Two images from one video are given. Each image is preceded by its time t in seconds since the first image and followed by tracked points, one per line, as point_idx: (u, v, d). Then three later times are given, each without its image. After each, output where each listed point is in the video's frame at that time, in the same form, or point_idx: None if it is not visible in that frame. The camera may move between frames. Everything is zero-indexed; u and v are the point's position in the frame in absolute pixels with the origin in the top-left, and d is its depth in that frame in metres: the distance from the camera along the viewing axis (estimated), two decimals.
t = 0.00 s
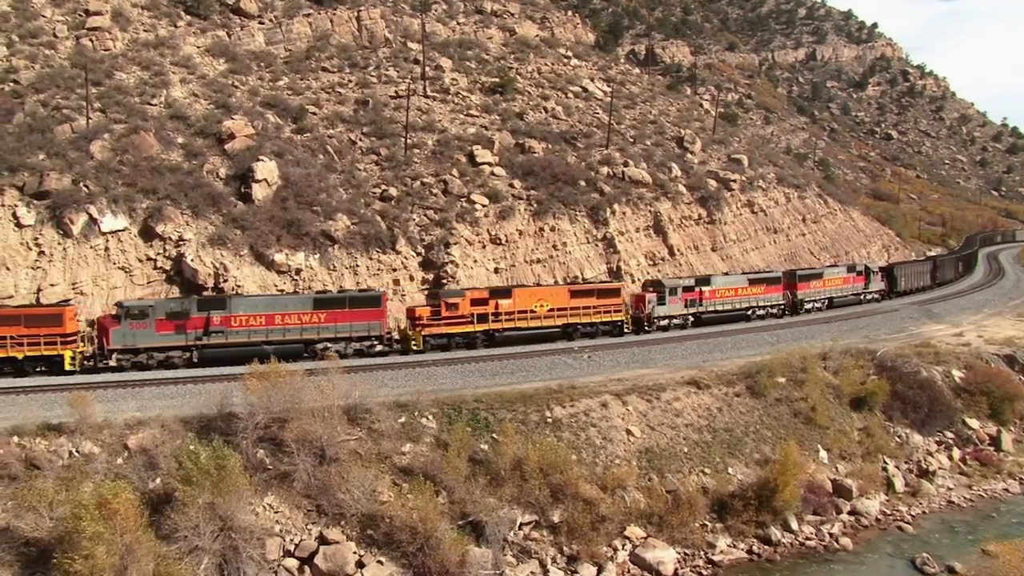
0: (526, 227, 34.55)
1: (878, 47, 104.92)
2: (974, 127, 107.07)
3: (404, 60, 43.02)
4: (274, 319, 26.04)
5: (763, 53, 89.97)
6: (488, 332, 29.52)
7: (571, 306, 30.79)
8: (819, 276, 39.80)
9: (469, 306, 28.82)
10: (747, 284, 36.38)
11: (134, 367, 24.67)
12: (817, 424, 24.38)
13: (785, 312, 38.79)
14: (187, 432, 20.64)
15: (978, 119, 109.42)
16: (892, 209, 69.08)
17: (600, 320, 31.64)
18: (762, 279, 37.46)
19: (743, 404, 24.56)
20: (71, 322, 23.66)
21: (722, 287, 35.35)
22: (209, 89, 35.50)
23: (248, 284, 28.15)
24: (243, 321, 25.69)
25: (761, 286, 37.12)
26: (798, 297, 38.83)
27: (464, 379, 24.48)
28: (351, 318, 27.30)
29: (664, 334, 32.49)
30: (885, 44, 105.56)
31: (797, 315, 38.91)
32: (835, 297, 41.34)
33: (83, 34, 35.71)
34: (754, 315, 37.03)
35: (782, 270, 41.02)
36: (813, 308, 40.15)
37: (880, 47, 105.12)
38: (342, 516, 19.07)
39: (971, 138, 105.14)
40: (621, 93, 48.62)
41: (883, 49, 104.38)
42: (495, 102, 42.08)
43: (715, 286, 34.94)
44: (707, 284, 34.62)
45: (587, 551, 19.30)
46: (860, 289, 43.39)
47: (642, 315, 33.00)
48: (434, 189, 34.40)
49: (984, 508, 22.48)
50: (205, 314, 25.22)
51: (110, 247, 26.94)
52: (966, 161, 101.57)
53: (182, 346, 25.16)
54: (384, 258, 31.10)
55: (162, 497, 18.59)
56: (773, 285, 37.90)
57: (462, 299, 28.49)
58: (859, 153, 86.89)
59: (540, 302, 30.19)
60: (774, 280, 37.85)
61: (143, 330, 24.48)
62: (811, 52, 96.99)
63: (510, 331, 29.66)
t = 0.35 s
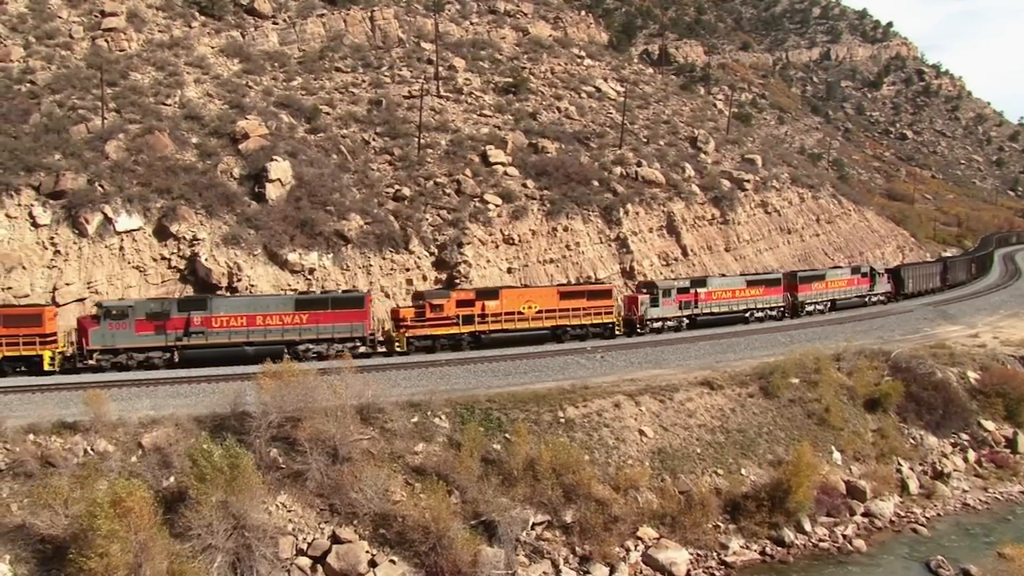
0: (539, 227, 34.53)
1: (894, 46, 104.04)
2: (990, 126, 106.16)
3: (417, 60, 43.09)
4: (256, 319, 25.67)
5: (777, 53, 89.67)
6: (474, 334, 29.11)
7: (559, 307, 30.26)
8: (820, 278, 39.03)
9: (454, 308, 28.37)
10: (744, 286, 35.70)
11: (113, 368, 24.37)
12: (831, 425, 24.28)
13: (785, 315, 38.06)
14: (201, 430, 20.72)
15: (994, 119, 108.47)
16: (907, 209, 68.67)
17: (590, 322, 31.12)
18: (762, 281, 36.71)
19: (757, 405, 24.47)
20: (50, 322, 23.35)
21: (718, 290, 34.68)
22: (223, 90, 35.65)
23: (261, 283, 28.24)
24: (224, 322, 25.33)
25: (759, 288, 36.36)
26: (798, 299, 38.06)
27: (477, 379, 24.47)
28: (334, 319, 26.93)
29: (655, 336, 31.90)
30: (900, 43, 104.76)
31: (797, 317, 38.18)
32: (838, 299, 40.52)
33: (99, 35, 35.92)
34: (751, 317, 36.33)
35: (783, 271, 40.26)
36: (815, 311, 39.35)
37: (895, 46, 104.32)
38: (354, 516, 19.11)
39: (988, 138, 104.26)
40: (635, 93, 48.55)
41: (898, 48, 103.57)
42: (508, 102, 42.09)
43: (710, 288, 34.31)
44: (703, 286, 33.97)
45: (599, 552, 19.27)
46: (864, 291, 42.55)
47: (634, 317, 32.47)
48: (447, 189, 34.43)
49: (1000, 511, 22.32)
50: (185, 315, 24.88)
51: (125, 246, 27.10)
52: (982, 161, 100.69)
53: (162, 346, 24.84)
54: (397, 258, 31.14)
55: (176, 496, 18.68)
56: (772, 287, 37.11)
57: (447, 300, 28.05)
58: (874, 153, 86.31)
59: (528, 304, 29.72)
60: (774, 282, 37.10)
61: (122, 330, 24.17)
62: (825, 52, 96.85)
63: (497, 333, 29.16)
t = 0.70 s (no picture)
0: (555, 227, 34.47)
1: (913, 45, 102.91)
2: (1011, 126, 104.88)
3: (434, 60, 43.12)
4: (236, 320, 25.37)
5: (793, 52, 89.67)
6: (460, 335, 28.62)
7: (548, 309, 29.60)
8: (822, 279, 38.07)
9: (439, 309, 27.93)
10: (742, 288, 34.84)
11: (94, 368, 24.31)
12: (848, 427, 24.15)
13: (785, 317, 37.15)
14: (217, 429, 20.83)
15: (1015, 118, 107.10)
16: (925, 210, 68.03)
17: (580, 325, 30.33)
18: (761, 282, 35.75)
19: (773, 405, 24.35)
20: (30, 322, 23.25)
21: (715, 291, 33.84)
22: (240, 90, 35.81)
23: (278, 282, 28.34)
24: (204, 322, 25.08)
25: (758, 290, 35.46)
26: (800, 301, 37.10)
27: (493, 379, 24.46)
28: (316, 319, 26.48)
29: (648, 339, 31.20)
30: (919, 42, 103.72)
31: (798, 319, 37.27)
32: (842, 301, 39.54)
33: (117, 36, 36.17)
34: (750, 319, 35.43)
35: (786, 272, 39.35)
36: (818, 313, 38.38)
37: (914, 45, 103.26)
38: (370, 515, 19.15)
39: (1008, 137, 102.99)
40: (651, 93, 48.41)
41: (917, 47, 102.49)
42: (525, 102, 42.08)
43: (707, 289, 33.45)
44: (699, 287, 33.08)
45: (614, 552, 19.24)
46: (871, 293, 41.47)
47: (625, 319, 31.74)
48: (463, 189, 34.45)
49: (1020, 515, 22.12)
50: (165, 315, 24.68)
51: (143, 245, 27.31)
52: (1002, 161, 99.47)
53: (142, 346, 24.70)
54: (413, 258, 31.21)
55: (193, 494, 18.80)
56: (772, 289, 36.15)
57: (431, 301, 27.61)
58: (892, 154, 85.50)
59: (516, 305, 29.12)
60: (774, 283, 36.18)
61: (101, 331, 24.09)
62: (844, 51, 96.48)
63: (482, 334, 28.73)
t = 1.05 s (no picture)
0: (569, 227, 34.42)
1: (929, 45, 102.06)
2: None
3: (448, 60, 43.13)
4: (218, 320, 25.13)
5: (810, 51, 89.40)
6: (446, 337, 28.15)
7: (536, 311, 29.23)
8: (823, 281, 37.24)
9: (424, 310, 27.40)
10: (740, 289, 34.03)
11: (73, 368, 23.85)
12: (863, 428, 24.03)
13: (785, 319, 36.44)
14: (232, 428, 20.90)
15: None
16: (942, 210, 67.38)
17: (568, 326, 29.93)
18: (760, 283, 34.97)
19: (787, 407, 24.25)
20: (11, 322, 22.71)
21: (710, 292, 33.19)
22: (255, 90, 35.96)
23: (293, 281, 28.45)
24: (186, 323, 24.76)
25: (756, 291, 34.69)
26: (800, 303, 36.35)
27: (506, 379, 24.44)
28: (299, 320, 26.36)
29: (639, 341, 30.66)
30: (935, 42, 102.83)
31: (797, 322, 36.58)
32: (845, 303, 38.73)
33: (134, 36, 36.37)
34: (747, 321, 34.67)
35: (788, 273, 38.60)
36: (818, 315, 37.67)
37: (930, 45, 102.36)
38: (384, 514, 19.20)
39: None
40: (665, 93, 48.28)
41: (933, 47, 101.71)
42: (539, 102, 42.09)
43: (702, 291, 32.75)
44: (693, 289, 32.44)
45: (628, 553, 19.23)
46: (876, 295, 40.61)
47: (617, 321, 31.26)
48: (477, 189, 34.49)
49: None
50: (146, 315, 24.28)
51: (159, 244, 27.47)
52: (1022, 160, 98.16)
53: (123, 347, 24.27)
54: (427, 258, 31.24)
55: (207, 492, 18.90)
56: (772, 290, 35.44)
57: (416, 302, 27.06)
58: (908, 153, 84.49)
59: (503, 307, 28.72)
60: (772, 285, 35.42)
61: (82, 331, 23.59)
62: (859, 50, 95.86)
63: (469, 336, 28.13)
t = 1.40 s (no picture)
0: (586, 227, 34.38)
1: (949, 44, 100.83)
2: None
3: (465, 60, 43.07)
4: (199, 321, 25.01)
5: (827, 51, 89.02)
6: (431, 338, 27.99)
7: (524, 312, 28.77)
8: (825, 283, 36.50)
9: (407, 311, 27.32)
10: (737, 291, 33.39)
11: (56, 367, 24.10)
12: (881, 430, 23.88)
13: (785, 322, 35.81)
14: (249, 426, 20.98)
15: None
16: (963, 210, 66.46)
17: (558, 328, 29.46)
18: (759, 285, 34.32)
19: (805, 408, 24.12)
20: None
21: (706, 295, 32.67)
22: (273, 90, 36.10)
23: (310, 281, 28.60)
24: (167, 323, 24.75)
25: (755, 293, 34.05)
26: (800, 305, 35.73)
27: (523, 379, 24.42)
28: (281, 320, 26.00)
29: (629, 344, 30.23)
30: (955, 41, 101.52)
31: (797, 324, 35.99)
32: (848, 305, 38.03)
33: (153, 37, 36.58)
34: (745, 324, 34.08)
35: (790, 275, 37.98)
36: (820, 318, 36.95)
37: (950, 43, 101.08)
38: (399, 513, 19.25)
39: None
40: (683, 93, 48.06)
41: (954, 45, 100.79)
42: (556, 102, 42.09)
43: (696, 293, 32.22)
44: (688, 291, 31.98)
45: (644, 554, 19.19)
46: (882, 296, 39.84)
47: (607, 322, 30.79)
48: (494, 189, 34.52)
49: None
50: (127, 315, 24.37)
51: (177, 244, 27.65)
52: None
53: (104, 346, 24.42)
54: (444, 258, 31.29)
55: (224, 491, 19.01)
56: (772, 293, 34.87)
57: (398, 303, 27.05)
58: (928, 154, 82.72)
59: (489, 308, 28.39)
60: (773, 287, 34.74)
61: (63, 331, 23.83)
62: (877, 50, 95.24)
63: (454, 338, 27.97)
